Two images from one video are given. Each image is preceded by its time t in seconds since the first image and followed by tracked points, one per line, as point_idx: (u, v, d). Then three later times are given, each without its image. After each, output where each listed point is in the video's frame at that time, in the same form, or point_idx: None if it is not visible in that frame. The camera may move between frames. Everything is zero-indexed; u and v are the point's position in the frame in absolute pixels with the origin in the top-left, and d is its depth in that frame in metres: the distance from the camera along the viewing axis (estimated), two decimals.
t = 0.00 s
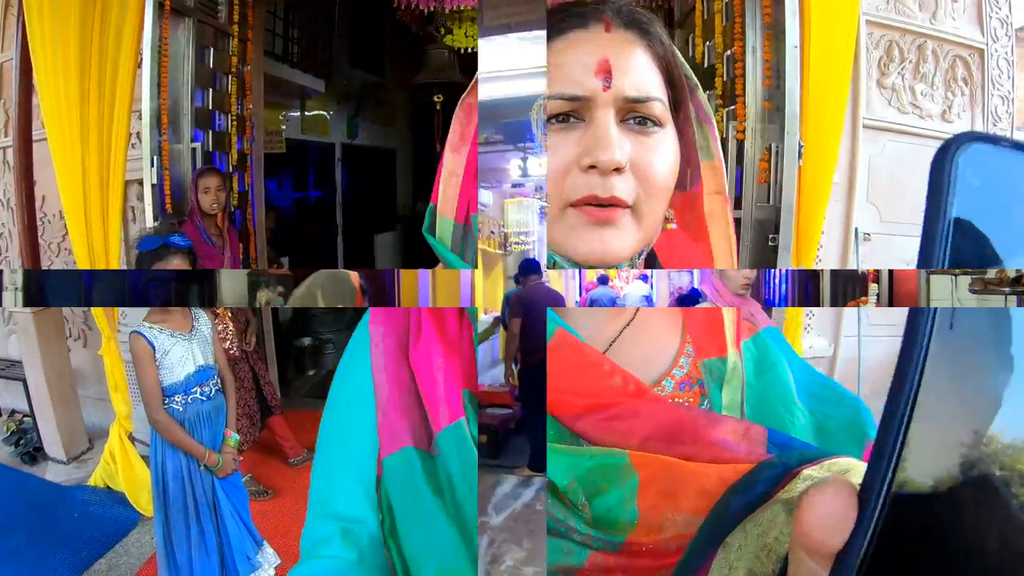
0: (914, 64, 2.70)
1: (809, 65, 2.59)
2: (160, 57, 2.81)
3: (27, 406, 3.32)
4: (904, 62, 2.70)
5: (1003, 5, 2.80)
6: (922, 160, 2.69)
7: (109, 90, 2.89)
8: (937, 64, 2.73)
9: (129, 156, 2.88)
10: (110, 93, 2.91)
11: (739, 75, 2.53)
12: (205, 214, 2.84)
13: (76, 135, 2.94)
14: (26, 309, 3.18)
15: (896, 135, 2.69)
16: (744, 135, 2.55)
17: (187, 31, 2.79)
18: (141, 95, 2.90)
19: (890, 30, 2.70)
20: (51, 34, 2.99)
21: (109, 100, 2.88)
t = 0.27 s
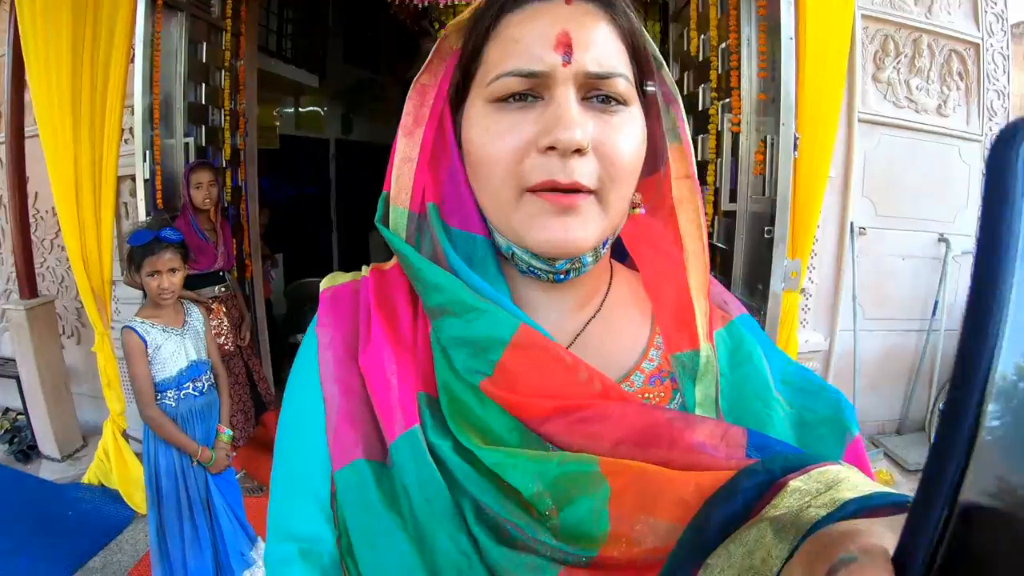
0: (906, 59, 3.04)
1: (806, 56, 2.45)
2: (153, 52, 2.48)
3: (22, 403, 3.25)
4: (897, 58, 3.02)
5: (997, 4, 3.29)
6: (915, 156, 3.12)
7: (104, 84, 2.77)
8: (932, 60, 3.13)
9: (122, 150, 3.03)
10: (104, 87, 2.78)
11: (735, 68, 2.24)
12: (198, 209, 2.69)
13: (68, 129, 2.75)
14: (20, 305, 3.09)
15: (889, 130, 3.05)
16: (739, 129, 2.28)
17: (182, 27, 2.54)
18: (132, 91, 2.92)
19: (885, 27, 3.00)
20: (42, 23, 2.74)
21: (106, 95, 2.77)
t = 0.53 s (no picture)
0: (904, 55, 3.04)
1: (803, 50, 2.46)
2: (147, 50, 2.42)
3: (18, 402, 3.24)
4: (894, 54, 3.03)
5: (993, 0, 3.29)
6: (911, 152, 3.14)
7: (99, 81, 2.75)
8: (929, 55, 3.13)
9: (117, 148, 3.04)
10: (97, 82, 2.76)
11: (732, 64, 2.24)
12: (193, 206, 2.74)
13: (62, 128, 2.73)
14: (16, 304, 3.09)
15: (886, 126, 3.05)
16: (736, 125, 2.29)
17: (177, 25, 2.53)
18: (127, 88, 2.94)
19: (882, 22, 3.00)
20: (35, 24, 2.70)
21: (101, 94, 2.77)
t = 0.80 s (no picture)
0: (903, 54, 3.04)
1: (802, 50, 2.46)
2: (145, 48, 2.41)
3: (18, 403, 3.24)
4: (893, 53, 3.03)
5: None
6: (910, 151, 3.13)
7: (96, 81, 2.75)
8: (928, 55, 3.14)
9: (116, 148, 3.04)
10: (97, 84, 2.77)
11: (731, 63, 2.24)
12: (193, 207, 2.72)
13: (61, 129, 2.73)
14: (16, 304, 3.08)
15: (884, 125, 3.05)
16: (735, 124, 2.29)
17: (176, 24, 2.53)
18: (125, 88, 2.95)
19: (881, 21, 3.00)
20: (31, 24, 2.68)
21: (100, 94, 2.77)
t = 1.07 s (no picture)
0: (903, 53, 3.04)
1: (802, 50, 2.45)
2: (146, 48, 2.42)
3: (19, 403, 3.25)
4: (893, 52, 3.03)
5: None
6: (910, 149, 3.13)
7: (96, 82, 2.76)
8: (927, 53, 3.14)
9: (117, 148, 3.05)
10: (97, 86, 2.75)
11: (732, 62, 2.24)
12: (193, 206, 2.74)
13: (62, 130, 2.73)
14: (17, 304, 3.08)
15: (884, 123, 3.05)
16: (735, 123, 2.29)
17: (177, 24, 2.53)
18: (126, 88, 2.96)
19: (881, 20, 3.00)
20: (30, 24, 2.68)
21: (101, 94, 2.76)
